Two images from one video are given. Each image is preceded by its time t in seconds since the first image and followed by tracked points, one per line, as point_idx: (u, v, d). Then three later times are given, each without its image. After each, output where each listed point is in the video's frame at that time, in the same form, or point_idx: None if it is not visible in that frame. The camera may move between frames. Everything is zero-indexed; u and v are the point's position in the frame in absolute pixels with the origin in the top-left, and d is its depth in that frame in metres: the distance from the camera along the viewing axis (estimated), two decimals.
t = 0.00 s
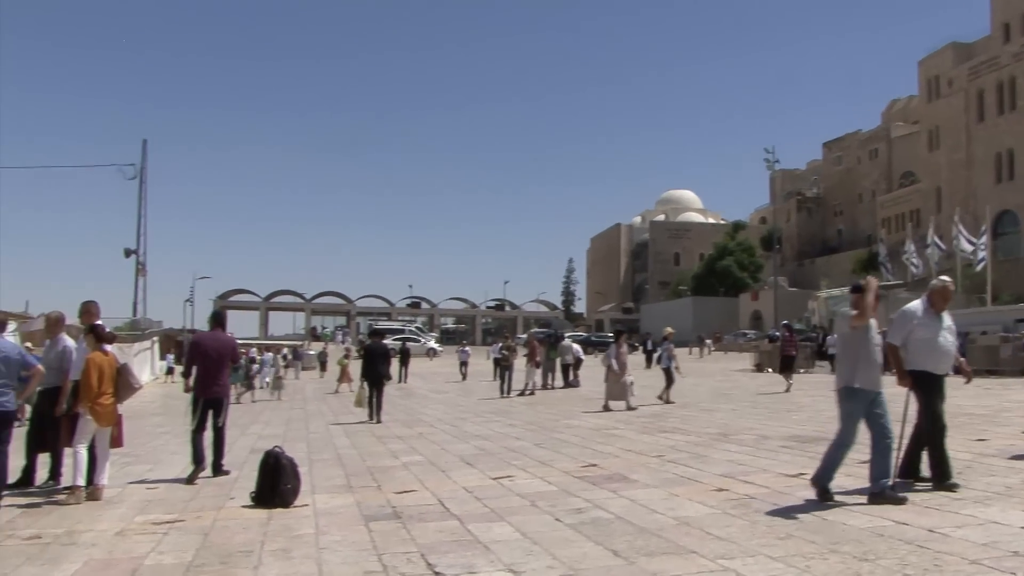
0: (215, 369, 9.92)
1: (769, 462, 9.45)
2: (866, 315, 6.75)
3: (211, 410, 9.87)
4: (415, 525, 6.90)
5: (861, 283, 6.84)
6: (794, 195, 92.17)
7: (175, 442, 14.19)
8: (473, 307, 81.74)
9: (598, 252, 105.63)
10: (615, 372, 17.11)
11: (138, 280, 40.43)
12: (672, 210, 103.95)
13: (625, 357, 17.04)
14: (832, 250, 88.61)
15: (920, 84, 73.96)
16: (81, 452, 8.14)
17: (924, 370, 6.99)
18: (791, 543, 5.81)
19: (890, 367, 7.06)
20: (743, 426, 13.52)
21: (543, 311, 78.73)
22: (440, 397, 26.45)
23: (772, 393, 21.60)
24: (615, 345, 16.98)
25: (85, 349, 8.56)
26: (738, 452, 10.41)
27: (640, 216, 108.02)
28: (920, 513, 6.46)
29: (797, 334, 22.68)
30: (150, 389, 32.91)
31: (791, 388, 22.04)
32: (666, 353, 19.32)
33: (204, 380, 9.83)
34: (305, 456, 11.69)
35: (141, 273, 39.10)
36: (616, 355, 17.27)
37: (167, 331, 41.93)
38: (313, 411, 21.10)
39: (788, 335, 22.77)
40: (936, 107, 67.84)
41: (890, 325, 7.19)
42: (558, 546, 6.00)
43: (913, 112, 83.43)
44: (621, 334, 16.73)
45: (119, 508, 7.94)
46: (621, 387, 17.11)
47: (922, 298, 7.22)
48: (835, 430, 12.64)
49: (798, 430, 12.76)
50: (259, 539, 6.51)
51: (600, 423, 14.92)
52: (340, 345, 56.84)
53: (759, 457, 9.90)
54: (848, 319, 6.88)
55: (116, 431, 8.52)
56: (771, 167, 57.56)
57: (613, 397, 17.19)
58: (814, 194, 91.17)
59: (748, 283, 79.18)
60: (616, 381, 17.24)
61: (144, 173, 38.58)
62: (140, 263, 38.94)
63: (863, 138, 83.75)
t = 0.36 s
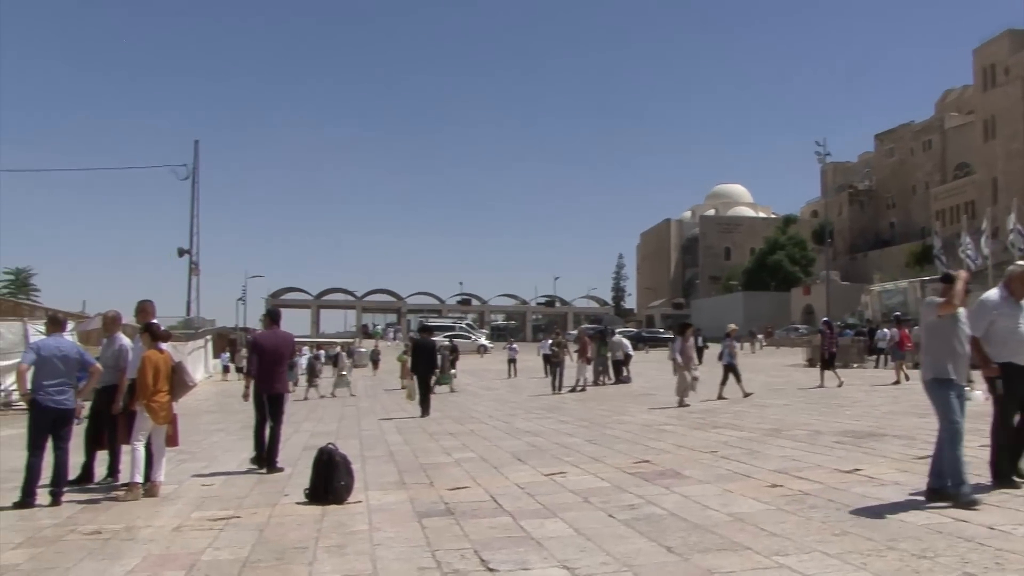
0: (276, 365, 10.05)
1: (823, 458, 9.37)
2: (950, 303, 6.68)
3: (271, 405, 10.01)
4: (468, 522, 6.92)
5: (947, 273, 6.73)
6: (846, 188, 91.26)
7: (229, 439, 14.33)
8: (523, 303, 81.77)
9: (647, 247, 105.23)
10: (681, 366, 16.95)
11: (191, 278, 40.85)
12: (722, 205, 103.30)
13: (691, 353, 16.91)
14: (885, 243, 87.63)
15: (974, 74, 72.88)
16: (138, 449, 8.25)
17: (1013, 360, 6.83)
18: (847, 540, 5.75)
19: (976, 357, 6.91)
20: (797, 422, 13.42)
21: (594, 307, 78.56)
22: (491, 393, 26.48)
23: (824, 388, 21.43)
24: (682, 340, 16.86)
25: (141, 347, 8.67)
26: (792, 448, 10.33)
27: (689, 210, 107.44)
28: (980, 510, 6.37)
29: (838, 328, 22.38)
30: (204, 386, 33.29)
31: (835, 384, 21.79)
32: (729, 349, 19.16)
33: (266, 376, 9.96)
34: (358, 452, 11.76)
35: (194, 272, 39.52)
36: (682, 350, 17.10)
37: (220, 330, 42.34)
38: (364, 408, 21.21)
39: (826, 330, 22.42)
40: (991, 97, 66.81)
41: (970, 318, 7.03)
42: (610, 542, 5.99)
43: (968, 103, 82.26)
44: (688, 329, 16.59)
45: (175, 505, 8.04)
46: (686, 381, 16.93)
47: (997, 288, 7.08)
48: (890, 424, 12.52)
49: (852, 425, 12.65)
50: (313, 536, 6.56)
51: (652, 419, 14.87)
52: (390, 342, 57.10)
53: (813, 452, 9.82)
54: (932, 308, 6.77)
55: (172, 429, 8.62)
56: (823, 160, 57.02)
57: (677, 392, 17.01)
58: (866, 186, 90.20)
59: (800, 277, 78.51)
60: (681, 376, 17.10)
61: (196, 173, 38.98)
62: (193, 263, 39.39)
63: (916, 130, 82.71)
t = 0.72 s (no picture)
0: (325, 366, 10.15)
1: (876, 457, 9.28)
2: None
3: (321, 407, 10.09)
4: (519, 523, 6.92)
5: None
6: (897, 183, 90.27)
7: (281, 442, 14.45)
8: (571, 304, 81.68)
9: (695, 247, 104.75)
10: (744, 364, 16.65)
11: (242, 282, 41.21)
12: (770, 202, 102.59)
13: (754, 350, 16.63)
14: (937, 239, 86.60)
15: None
16: (191, 452, 8.33)
17: None
18: (903, 540, 5.69)
19: None
20: (850, 420, 13.31)
21: (642, 307, 78.29)
22: (540, 395, 26.49)
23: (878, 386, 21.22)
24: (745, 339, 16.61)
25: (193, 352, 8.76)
26: (845, 447, 10.23)
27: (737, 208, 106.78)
28: None
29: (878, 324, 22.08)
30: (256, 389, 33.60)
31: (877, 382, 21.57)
32: (793, 346, 18.94)
33: (316, 378, 10.05)
34: (408, 454, 11.81)
35: (244, 276, 39.88)
36: (744, 349, 16.82)
37: (270, 334, 42.67)
38: (414, 410, 21.28)
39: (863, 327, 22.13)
40: None
41: None
42: (662, 543, 5.97)
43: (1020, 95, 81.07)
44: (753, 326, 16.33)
45: (229, 506, 8.13)
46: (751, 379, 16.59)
47: None
48: (945, 422, 12.38)
49: (906, 423, 12.52)
50: (365, 537, 6.60)
51: (702, 418, 14.80)
52: (439, 344, 57.25)
53: (866, 451, 9.73)
54: None
55: (223, 432, 8.70)
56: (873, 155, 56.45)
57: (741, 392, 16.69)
58: (917, 181, 89.16)
59: (850, 274, 77.77)
60: (744, 376, 16.83)
61: (244, 178, 39.31)
62: (243, 267, 39.79)
63: (967, 123, 81.64)
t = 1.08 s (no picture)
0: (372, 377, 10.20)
1: (926, 456, 9.16)
2: None
3: (369, 404, 10.17)
4: (566, 522, 6.91)
5: None
6: (947, 179, 89.16)
7: (328, 441, 14.53)
8: (617, 302, 81.45)
9: (742, 245, 104.14)
10: (805, 363, 16.38)
11: (289, 283, 41.49)
12: (817, 199, 101.75)
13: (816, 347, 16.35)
14: (988, 234, 85.45)
15: None
16: (240, 451, 8.42)
17: None
18: (955, 541, 5.62)
19: None
20: (900, 419, 13.17)
21: (689, 305, 77.90)
22: (588, 393, 26.46)
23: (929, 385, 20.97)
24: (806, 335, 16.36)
25: (240, 351, 8.85)
26: (895, 446, 10.11)
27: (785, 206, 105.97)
28: None
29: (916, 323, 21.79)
30: (304, 389, 33.82)
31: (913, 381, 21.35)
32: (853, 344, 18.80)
33: (364, 375, 10.13)
34: (455, 453, 11.84)
35: (291, 276, 40.16)
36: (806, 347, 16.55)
37: (317, 334, 42.97)
38: (461, 409, 21.32)
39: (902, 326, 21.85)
40: None
41: None
42: (710, 542, 5.94)
43: None
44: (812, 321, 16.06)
45: (277, 505, 8.19)
46: (815, 377, 16.28)
47: None
48: (997, 421, 12.21)
49: (957, 422, 12.36)
50: (413, 536, 6.63)
51: (750, 417, 14.70)
52: (485, 344, 57.30)
53: (916, 451, 9.61)
54: None
55: (271, 432, 8.77)
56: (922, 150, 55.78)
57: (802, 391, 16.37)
58: (968, 176, 88.01)
59: (900, 271, 76.93)
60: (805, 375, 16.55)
61: (291, 179, 39.59)
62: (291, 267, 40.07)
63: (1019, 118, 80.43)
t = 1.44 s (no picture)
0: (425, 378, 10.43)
1: (989, 457, 9.01)
2: None
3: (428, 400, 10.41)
4: (621, 522, 6.90)
5: None
6: (1008, 173, 87.64)
7: (384, 442, 14.61)
8: (672, 301, 81.04)
9: (798, 242, 103.13)
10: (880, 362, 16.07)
11: (345, 285, 41.77)
12: (875, 196, 100.49)
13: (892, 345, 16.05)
14: None
15: None
16: (297, 451, 8.49)
17: None
18: (1017, 544, 5.53)
19: None
20: (961, 418, 12.97)
21: (745, 305, 77.29)
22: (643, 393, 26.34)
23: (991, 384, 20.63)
24: (881, 332, 16.07)
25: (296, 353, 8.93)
26: (956, 446, 9.97)
27: (842, 203, 104.80)
28: None
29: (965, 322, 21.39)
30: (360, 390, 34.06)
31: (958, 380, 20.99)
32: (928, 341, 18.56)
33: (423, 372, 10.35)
34: (511, 453, 11.85)
35: (346, 278, 40.45)
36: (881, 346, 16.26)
37: (373, 335, 43.24)
38: (516, 410, 21.32)
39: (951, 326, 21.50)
40: None
41: None
42: (768, 543, 5.90)
43: None
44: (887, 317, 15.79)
45: (333, 505, 8.25)
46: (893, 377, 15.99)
47: None
48: None
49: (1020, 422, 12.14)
50: (468, 536, 6.65)
51: (808, 417, 14.54)
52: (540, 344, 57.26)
53: (978, 451, 9.46)
54: None
55: (327, 433, 8.84)
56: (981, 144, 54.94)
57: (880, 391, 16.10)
58: None
59: (960, 268, 75.75)
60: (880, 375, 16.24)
61: (345, 182, 39.85)
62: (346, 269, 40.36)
63: None
